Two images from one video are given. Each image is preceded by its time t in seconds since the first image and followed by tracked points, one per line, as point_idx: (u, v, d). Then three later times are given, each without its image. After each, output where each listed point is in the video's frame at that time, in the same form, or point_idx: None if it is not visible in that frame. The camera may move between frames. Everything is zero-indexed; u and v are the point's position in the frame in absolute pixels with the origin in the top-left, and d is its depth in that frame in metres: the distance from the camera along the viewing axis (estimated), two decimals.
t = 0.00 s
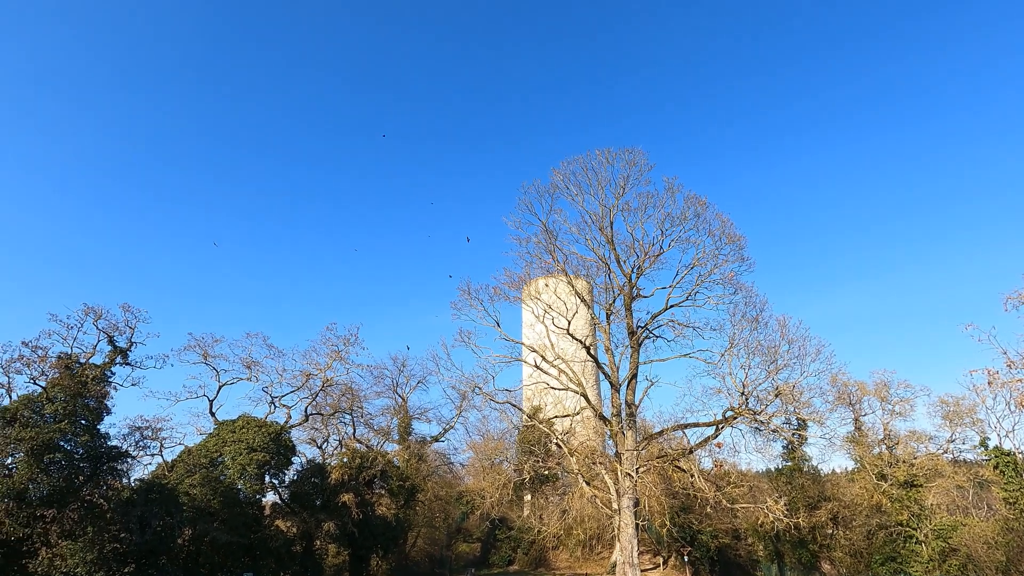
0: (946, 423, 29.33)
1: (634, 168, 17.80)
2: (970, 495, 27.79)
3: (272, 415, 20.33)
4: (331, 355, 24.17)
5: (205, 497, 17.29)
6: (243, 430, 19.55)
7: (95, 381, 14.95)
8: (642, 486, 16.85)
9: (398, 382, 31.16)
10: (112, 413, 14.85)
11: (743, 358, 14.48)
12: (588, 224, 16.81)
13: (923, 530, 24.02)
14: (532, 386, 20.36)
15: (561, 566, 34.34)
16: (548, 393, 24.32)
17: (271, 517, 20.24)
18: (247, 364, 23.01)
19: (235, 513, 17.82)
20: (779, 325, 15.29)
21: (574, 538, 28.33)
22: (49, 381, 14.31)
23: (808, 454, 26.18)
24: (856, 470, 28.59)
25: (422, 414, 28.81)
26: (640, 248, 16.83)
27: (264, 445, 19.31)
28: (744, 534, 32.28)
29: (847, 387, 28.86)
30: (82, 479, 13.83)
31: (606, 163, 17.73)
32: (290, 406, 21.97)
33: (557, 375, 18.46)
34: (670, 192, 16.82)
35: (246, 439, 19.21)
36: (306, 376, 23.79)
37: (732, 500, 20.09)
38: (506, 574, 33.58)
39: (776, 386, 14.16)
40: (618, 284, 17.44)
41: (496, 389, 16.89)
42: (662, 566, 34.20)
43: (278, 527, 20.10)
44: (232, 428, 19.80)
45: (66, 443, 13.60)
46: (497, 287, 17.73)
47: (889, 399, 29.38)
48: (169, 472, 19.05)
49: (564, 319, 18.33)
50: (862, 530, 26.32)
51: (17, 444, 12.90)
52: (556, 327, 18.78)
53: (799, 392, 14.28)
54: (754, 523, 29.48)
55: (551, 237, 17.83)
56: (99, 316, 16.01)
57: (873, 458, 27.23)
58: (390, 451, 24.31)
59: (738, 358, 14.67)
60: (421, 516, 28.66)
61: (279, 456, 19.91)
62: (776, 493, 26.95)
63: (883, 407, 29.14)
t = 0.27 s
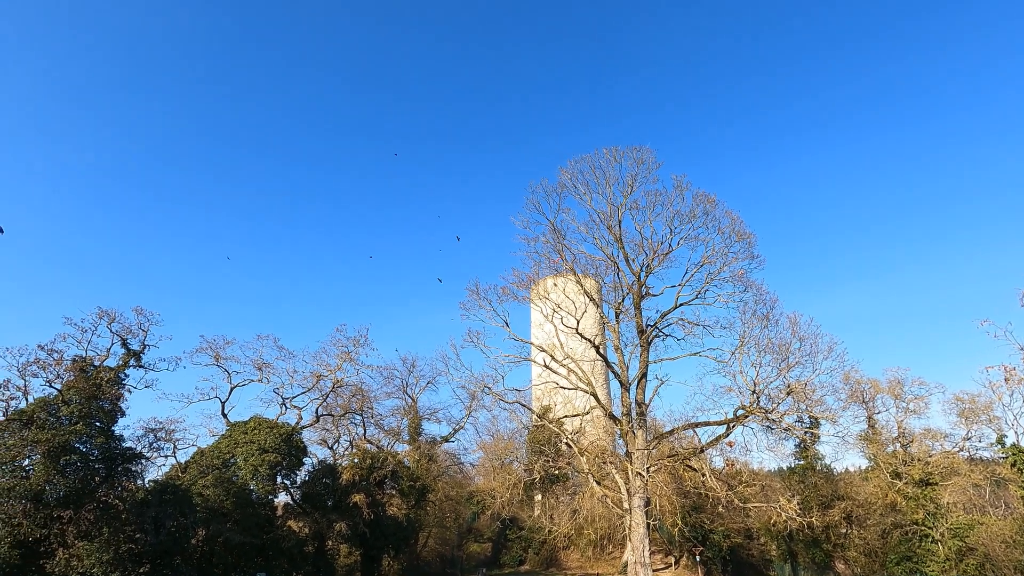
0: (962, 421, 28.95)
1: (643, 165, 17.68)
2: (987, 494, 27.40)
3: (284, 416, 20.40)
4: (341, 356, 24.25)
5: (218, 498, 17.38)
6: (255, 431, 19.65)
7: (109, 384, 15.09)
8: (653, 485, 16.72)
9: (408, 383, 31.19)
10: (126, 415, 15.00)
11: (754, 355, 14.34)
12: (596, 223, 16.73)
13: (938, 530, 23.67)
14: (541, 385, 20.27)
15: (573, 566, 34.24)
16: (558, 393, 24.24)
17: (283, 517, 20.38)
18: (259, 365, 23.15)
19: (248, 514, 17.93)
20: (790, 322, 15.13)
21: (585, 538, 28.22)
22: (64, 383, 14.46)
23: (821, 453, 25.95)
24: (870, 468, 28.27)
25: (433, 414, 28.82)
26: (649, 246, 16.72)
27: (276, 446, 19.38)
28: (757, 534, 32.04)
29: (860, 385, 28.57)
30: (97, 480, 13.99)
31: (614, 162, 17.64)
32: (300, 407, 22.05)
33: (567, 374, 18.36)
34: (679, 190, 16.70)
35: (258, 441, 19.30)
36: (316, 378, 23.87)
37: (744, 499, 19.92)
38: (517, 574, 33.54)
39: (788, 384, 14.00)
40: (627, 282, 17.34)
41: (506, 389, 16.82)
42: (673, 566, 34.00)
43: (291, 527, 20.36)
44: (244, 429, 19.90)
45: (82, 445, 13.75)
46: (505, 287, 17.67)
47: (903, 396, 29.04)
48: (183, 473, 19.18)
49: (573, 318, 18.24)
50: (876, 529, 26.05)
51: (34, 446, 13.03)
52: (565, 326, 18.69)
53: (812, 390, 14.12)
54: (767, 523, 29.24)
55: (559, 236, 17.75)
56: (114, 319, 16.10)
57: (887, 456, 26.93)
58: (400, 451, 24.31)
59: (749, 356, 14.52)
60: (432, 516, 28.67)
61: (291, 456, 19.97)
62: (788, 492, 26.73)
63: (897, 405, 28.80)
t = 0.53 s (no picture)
0: (973, 418, 28.63)
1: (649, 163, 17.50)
2: (1000, 492, 27.06)
3: (291, 416, 20.40)
4: (348, 356, 24.24)
5: (228, 498, 17.39)
6: (263, 432, 19.67)
7: (120, 385, 15.12)
8: (661, 484, 16.58)
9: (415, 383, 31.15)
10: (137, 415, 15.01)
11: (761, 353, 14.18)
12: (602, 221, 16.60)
13: (950, 528, 23.37)
14: (548, 384, 20.18)
15: (581, 566, 34.14)
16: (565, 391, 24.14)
17: (292, 517, 20.39)
18: (266, 366, 23.19)
19: (257, 514, 17.91)
20: (798, 320, 14.96)
21: (593, 537, 28.12)
22: (75, 384, 14.48)
23: (831, 451, 25.74)
24: (881, 466, 28.00)
25: (440, 414, 28.77)
26: (655, 244, 16.58)
27: (284, 446, 19.39)
28: (766, 532, 31.83)
29: (869, 382, 28.29)
30: (108, 480, 14.01)
31: (619, 160, 17.50)
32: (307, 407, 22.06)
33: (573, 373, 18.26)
34: (685, 188, 16.54)
35: (267, 441, 19.33)
36: (324, 378, 23.89)
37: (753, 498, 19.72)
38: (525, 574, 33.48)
39: (796, 382, 13.84)
40: (634, 281, 17.22)
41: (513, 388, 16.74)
42: (682, 565, 33.83)
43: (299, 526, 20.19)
44: (253, 430, 19.94)
45: (93, 445, 13.78)
46: (511, 286, 17.58)
47: (913, 393, 28.74)
48: (192, 473, 19.24)
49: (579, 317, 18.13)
50: (886, 528, 25.81)
51: (46, 446, 13.10)
52: (572, 325, 18.58)
53: (820, 388, 13.96)
54: (776, 521, 29.03)
55: (565, 235, 17.64)
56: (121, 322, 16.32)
57: (897, 454, 26.64)
58: (408, 451, 24.27)
59: (757, 354, 14.37)
60: (440, 515, 28.65)
61: (299, 456, 19.97)
62: (797, 490, 26.51)
63: (907, 402, 28.50)
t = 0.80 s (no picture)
0: (986, 415, 28.36)
1: (655, 160, 17.37)
2: (1013, 489, 26.78)
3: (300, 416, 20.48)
4: (356, 355, 24.31)
5: (238, 497, 17.49)
6: (273, 431, 19.77)
7: (131, 386, 15.21)
8: (669, 483, 16.50)
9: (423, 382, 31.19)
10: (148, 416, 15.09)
11: (770, 351, 14.08)
12: (608, 219, 16.52)
13: (963, 526, 23.24)
14: (556, 383, 20.15)
15: (590, 564, 34.11)
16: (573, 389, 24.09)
17: (302, 516, 20.51)
18: (275, 366, 23.31)
19: (268, 513, 17.93)
20: (807, 316, 14.84)
21: (602, 535, 28.08)
22: (87, 385, 14.62)
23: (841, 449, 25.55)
24: (892, 463, 27.78)
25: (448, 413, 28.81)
26: (662, 242, 16.49)
27: (293, 446, 19.46)
28: (776, 530, 31.68)
29: (880, 379, 28.08)
30: (120, 480, 14.10)
31: (626, 157, 17.39)
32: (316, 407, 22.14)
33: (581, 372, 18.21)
34: (692, 184, 16.42)
35: (276, 440, 19.42)
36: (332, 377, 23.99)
37: (762, 495, 19.61)
38: (534, 572, 33.48)
39: (805, 379, 13.74)
40: (641, 279, 17.14)
41: (520, 386, 16.71)
42: (691, 563, 33.72)
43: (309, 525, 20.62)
44: (263, 429, 20.04)
45: (104, 445, 13.88)
46: (518, 285, 17.55)
47: (924, 390, 28.50)
48: (203, 473, 19.38)
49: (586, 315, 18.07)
50: (899, 526, 25.63)
51: (59, 447, 13.24)
52: (579, 323, 18.53)
53: (830, 385, 13.86)
54: (786, 519, 28.88)
55: (571, 233, 17.58)
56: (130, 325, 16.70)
57: (909, 451, 26.40)
58: (416, 450, 24.30)
59: (766, 351, 14.27)
60: (449, 514, 28.70)
61: (308, 456, 20.04)
62: (807, 488, 26.36)
63: (919, 399, 28.26)
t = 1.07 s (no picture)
0: (997, 412, 28.12)
1: (661, 157, 17.32)
2: None
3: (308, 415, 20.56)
4: (363, 355, 24.41)
5: (246, 496, 17.64)
6: (281, 430, 19.88)
7: (141, 386, 15.33)
8: (677, 480, 16.44)
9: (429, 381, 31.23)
10: (158, 415, 15.20)
11: (778, 348, 14.00)
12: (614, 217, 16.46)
13: (974, 523, 23.10)
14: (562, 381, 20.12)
15: (598, 562, 34.07)
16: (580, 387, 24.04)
17: (310, 515, 20.61)
18: (283, 365, 23.43)
19: (276, 511, 18.03)
20: (815, 313, 14.74)
21: (610, 533, 28.05)
22: (98, 385, 14.74)
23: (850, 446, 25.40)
24: (902, 461, 27.60)
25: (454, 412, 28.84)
26: (668, 239, 16.42)
27: (301, 445, 19.55)
28: (785, 528, 31.56)
29: (889, 376, 27.90)
30: (131, 480, 14.21)
31: (631, 154, 17.34)
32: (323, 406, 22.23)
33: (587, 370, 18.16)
34: (698, 181, 16.35)
35: (284, 439, 19.53)
36: (339, 377, 24.07)
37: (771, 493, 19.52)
38: (542, 570, 33.50)
39: (813, 376, 13.65)
40: (647, 276, 17.08)
41: (526, 385, 16.70)
42: (699, 561, 33.63)
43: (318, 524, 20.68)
44: (271, 429, 20.13)
45: (115, 445, 13.98)
46: (524, 284, 17.53)
47: (934, 387, 28.29)
48: (212, 472, 19.51)
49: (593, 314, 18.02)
50: (909, 524, 25.46)
51: (70, 446, 13.32)
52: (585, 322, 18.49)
53: (839, 382, 13.77)
54: (794, 517, 28.77)
55: (576, 232, 17.55)
56: (141, 325, 16.86)
57: (919, 448, 26.20)
58: (424, 449, 24.32)
59: (773, 348, 14.18)
60: (456, 512, 28.76)
61: (316, 455, 20.12)
62: (816, 486, 26.26)
63: (929, 396, 28.06)
